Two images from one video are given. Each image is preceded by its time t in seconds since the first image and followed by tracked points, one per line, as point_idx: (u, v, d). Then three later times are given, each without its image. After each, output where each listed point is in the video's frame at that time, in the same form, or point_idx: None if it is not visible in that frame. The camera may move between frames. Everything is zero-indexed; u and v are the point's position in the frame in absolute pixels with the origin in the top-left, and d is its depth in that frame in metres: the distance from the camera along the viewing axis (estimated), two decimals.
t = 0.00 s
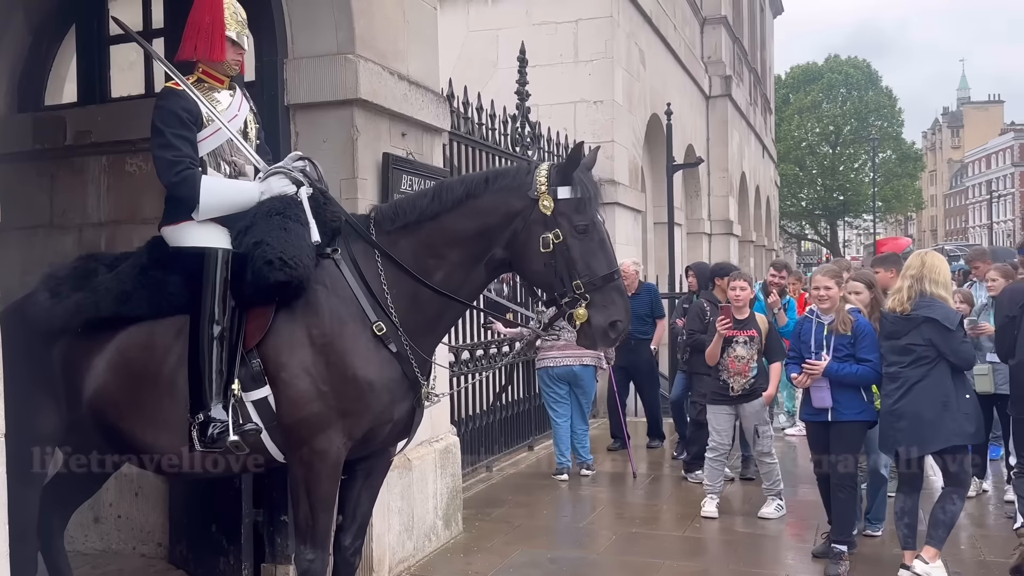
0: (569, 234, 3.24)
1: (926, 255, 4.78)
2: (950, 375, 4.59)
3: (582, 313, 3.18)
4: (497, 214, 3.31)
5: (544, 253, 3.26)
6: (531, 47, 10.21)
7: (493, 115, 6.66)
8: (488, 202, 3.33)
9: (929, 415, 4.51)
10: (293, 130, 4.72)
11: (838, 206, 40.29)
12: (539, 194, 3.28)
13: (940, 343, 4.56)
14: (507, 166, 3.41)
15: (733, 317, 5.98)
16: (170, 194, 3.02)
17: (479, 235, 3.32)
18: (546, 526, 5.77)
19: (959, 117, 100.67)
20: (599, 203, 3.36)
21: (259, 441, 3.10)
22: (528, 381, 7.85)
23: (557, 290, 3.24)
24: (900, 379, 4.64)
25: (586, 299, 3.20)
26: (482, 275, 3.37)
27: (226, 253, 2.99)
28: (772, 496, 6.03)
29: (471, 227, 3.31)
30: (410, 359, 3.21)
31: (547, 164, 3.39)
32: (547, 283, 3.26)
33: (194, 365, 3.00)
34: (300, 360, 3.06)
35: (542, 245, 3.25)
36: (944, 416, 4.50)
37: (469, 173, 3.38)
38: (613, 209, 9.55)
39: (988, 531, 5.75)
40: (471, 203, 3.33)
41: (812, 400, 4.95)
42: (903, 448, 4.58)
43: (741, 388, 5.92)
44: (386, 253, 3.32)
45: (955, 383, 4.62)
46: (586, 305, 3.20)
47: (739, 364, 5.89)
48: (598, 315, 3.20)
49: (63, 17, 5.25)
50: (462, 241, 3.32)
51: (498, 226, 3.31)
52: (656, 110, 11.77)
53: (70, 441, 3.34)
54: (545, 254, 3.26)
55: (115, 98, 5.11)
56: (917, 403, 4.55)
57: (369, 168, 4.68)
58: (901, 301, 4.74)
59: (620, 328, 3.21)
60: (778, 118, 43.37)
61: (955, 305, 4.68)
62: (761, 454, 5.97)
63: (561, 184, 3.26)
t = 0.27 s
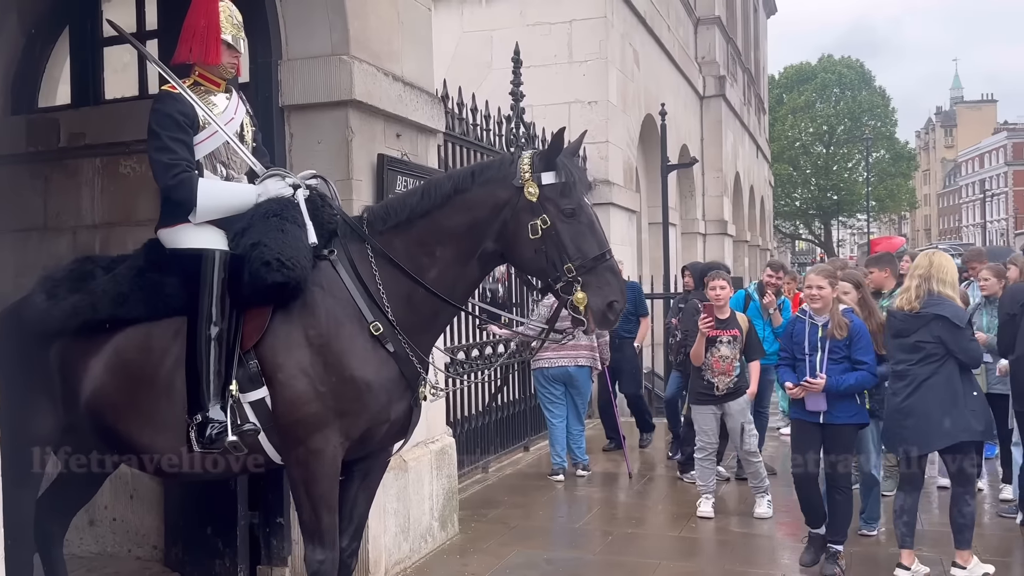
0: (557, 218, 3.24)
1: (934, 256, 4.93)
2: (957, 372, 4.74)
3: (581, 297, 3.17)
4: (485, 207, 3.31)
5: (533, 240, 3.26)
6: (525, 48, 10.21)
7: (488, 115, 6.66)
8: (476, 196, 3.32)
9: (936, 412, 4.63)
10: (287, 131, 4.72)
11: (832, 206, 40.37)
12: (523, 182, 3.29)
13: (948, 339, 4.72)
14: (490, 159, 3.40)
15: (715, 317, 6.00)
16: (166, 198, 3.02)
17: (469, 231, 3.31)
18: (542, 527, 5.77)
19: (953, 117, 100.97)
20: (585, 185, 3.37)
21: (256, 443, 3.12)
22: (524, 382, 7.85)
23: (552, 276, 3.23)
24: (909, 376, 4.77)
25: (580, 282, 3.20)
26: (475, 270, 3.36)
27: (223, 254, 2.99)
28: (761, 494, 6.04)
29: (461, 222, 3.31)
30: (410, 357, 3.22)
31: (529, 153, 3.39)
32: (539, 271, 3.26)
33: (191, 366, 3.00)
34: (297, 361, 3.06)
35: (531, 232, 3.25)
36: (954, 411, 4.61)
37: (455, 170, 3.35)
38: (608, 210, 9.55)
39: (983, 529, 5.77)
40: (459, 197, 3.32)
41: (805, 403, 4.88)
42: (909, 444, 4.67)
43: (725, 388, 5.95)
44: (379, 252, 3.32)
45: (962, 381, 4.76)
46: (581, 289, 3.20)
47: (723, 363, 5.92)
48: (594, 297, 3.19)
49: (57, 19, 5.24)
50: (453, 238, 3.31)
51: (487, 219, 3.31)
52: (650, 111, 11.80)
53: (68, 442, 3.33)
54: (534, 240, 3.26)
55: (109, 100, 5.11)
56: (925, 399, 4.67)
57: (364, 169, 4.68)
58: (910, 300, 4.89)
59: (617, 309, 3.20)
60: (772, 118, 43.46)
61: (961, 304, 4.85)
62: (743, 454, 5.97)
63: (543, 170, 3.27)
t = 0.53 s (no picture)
0: (544, 222, 3.24)
1: (953, 255, 5.09)
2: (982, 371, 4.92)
3: (564, 301, 3.17)
4: (477, 207, 3.31)
5: (520, 242, 3.26)
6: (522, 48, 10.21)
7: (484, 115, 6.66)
8: (469, 196, 3.33)
9: (964, 411, 4.80)
10: (284, 132, 4.71)
11: (827, 205, 40.43)
12: (515, 183, 3.29)
13: (974, 340, 4.89)
14: (485, 160, 3.40)
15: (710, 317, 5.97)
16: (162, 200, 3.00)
17: (463, 230, 3.30)
18: (540, 527, 5.77)
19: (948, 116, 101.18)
20: (577, 191, 3.36)
21: (256, 446, 3.12)
22: (521, 382, 7.85)
23: (536, 280, 3.23)
24: (936, 376, 4.94)
25: (563, 287, 3.19)
26: (469, 270, 3.35)
27: (221, 259, 2.99)
28: (744, 493, 6.13)
29: (453, 223, 3.30)
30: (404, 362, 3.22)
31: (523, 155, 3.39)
32: (526, 274, 3.26)
33: (190, 371, 3.00)
34: (293, 367, 3.04)
35: (518, 234, 3.26)
36: (982, 410, 4.80)
37: (451, 169, 3.36)
38: (604, 209, 9.55)
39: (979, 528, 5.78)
40: (454, 197, 3.33)
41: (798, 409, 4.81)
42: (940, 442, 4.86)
43: (724, 387, 5.95)
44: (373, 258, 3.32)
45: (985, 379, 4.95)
46: (565, 294, 3.19)
47: (721, 362, 5.90)
48: (578, 300, 3.18)
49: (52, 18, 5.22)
50: (446, 239, 3.30)
51: (479, 218, 3.31)
52: (646, 110, 11.80)
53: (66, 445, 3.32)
54: (521, 242, 3.26)
55: (104, 101, 5.10)
56: (952, 399, 4.83)
57: (361, 170, 4.68)
58: (934, 299, 5.03)
59: (599, 313, 3.18)
60: (768, 118, 43.51)
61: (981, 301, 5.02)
62: (733, 455, 6.04)
63: (536, 173, 3.27)
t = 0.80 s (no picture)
0: (541, 226, 3.22)
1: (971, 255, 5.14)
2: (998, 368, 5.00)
3: (562, 307, 3.14)
4: (475, 208, 3.30)
5: (516, 245, 3.24)
6: (519, 47, 10.20)
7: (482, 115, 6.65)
8: (466, 197, 3.31)
9: (978, 406, 4.85)
10: (281, 131, 4.71)
11: (825, 205, 40.47)
12: (512, 186, 3.27)
13: (993, 337, 4.97)
14: (484, 161, 3.39)
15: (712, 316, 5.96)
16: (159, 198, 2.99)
17: (459, 231, 3.29)
18: (539, 526, 5.76)
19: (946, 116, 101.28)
20: (574, 195, 3.34)
21: (252, 444, 3.11)
22: (520, 381, 7.85)
23: (532, 284, 3.21)
24: (953, 371, 5.01)
25: (560, 292, 3.17)
26: (466, 271, 3.35)
27: (217, 258, 2.98)
28: (744, 492, 6.12)
29: (450, 223, 3.29)
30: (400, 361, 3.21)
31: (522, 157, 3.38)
32: (521, 277, 3.24)
33: (185, 369, 2.98)
34: (289, 365, 3.04)
35: (515, 238, 3.24)
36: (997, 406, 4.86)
37: (447, 170, 3.35)
38: (602, 209, 9.54)
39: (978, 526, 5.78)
40: (451, 198, 3.31)
41: (792, 407, 4.80)
42: (952, 438, 4.90)
43: (726, 386, 5.95)
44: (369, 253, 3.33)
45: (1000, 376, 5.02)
46: (562, 299, 3.16)
47: (723, 361, 5.89)
48: (574, 306, 3.16)
49: (49, 19, 5.21)
50: (442, 238, 3.30)
51: (476, 220, 3.29)
52: (644, 109, 11.80)
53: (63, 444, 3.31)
54: (517, 246, 3.24)
55: (101, 101, 5.10)
56: (968, 394, 4.89)
57: (359, 169, 4.68)
58: (952, 298, 5.09)
59: (594, 321, 3.18)
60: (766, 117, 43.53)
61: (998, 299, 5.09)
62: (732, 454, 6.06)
63: (533, 176, 3.25)
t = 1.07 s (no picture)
0: (535, 225, 3.19)
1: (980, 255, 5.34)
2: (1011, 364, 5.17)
3: (553, 308, 3.12)
4: (470, 206, 3.28)
5: (511, 244, 3.21)
6: (518, 46, 10.20)
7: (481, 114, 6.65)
8: (462, 194, 3.30)
9: (991, 403, 5.03)
10: (280, 130, 4.71)
11: (823, 204, 40.51)
12: (508, 184, 3.25)
13: (1004, 334, 5.14)
14: (479, 158, 3.37)
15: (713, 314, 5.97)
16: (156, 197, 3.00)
17: (455, 228, 3.28)
18: (538, 525, 5.76)
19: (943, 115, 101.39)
20: (570, 194, 3.31)
21: (247, 444, 3.08)
22: (519, 380, 7.85)
23: (525, 283, 3.18)
24: (967, 369, 5.21)
25: (553, 293, 3.15)
26: (461, 269, 3.34)
27: (213, 257, 2.98)
28: (744, 491, 6.11)
29: (446, 220, 3.28)
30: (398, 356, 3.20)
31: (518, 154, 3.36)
32: (515, 276, 3.21)
33: (180, 369, 2.98)
34: (290, 361, 3.02)
35: (509, 236, 3.21)
36: (1009, 401, 5.04)
37: (444, 167, 3.32)
38: (601, 208, 9.55)
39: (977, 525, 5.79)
40: (447, 195, 3.30)
41: (792, 401, 4.82)
42: (966, 433, 5.08)
43: (727, 384, 5.96)
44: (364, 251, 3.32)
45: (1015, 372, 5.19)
46: (554, 300, 3.14)
47: (725, 359, 5.90)
48: (567, 307, 3.14)
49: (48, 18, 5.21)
50: (437, 235, 3.29)
51: (472, 218, 3.28)
52: (643, 108, 11.81)
53: (61, 443, 3.31)
54: (511, 245, 3.21)
55: (100, 100, 5.10)
56: (981, 391, 5.09)
57: (358, 168, 4.68)
58: (963, 297, 5.29)
59: (587, 323, 3.15)
60: (764, 117, 43.56)
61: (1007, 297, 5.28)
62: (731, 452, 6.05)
63: (528, 174, 3.23)
